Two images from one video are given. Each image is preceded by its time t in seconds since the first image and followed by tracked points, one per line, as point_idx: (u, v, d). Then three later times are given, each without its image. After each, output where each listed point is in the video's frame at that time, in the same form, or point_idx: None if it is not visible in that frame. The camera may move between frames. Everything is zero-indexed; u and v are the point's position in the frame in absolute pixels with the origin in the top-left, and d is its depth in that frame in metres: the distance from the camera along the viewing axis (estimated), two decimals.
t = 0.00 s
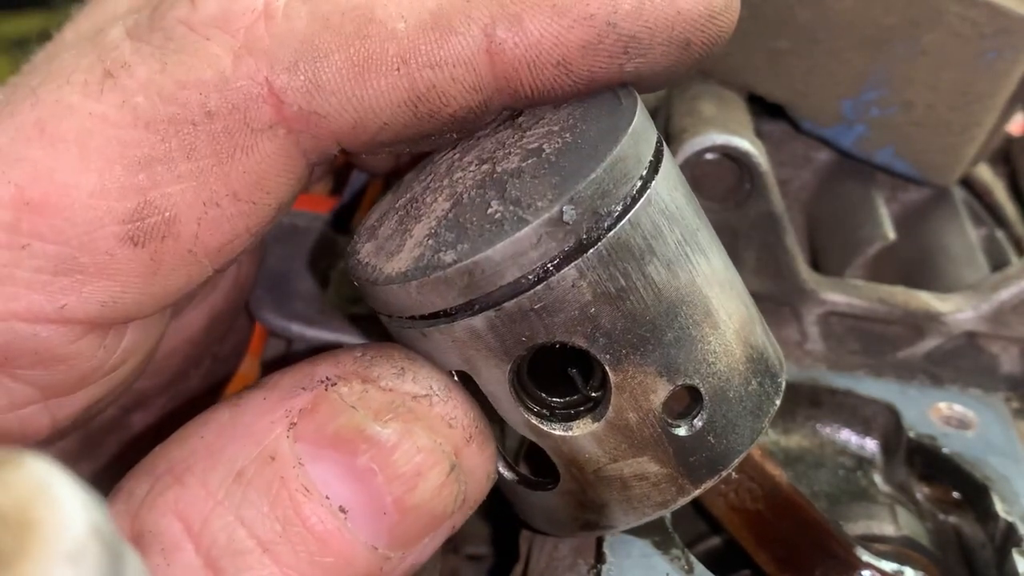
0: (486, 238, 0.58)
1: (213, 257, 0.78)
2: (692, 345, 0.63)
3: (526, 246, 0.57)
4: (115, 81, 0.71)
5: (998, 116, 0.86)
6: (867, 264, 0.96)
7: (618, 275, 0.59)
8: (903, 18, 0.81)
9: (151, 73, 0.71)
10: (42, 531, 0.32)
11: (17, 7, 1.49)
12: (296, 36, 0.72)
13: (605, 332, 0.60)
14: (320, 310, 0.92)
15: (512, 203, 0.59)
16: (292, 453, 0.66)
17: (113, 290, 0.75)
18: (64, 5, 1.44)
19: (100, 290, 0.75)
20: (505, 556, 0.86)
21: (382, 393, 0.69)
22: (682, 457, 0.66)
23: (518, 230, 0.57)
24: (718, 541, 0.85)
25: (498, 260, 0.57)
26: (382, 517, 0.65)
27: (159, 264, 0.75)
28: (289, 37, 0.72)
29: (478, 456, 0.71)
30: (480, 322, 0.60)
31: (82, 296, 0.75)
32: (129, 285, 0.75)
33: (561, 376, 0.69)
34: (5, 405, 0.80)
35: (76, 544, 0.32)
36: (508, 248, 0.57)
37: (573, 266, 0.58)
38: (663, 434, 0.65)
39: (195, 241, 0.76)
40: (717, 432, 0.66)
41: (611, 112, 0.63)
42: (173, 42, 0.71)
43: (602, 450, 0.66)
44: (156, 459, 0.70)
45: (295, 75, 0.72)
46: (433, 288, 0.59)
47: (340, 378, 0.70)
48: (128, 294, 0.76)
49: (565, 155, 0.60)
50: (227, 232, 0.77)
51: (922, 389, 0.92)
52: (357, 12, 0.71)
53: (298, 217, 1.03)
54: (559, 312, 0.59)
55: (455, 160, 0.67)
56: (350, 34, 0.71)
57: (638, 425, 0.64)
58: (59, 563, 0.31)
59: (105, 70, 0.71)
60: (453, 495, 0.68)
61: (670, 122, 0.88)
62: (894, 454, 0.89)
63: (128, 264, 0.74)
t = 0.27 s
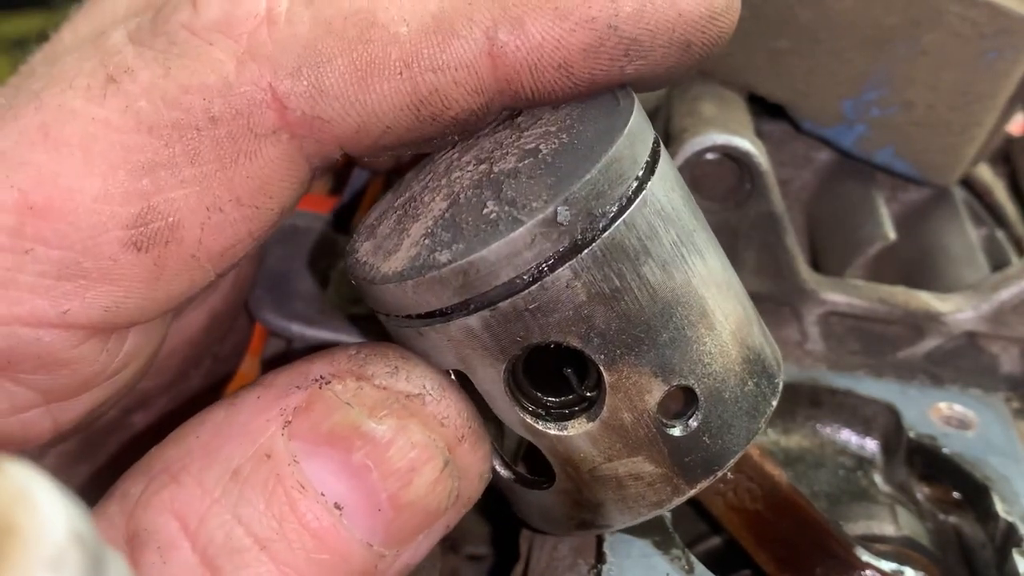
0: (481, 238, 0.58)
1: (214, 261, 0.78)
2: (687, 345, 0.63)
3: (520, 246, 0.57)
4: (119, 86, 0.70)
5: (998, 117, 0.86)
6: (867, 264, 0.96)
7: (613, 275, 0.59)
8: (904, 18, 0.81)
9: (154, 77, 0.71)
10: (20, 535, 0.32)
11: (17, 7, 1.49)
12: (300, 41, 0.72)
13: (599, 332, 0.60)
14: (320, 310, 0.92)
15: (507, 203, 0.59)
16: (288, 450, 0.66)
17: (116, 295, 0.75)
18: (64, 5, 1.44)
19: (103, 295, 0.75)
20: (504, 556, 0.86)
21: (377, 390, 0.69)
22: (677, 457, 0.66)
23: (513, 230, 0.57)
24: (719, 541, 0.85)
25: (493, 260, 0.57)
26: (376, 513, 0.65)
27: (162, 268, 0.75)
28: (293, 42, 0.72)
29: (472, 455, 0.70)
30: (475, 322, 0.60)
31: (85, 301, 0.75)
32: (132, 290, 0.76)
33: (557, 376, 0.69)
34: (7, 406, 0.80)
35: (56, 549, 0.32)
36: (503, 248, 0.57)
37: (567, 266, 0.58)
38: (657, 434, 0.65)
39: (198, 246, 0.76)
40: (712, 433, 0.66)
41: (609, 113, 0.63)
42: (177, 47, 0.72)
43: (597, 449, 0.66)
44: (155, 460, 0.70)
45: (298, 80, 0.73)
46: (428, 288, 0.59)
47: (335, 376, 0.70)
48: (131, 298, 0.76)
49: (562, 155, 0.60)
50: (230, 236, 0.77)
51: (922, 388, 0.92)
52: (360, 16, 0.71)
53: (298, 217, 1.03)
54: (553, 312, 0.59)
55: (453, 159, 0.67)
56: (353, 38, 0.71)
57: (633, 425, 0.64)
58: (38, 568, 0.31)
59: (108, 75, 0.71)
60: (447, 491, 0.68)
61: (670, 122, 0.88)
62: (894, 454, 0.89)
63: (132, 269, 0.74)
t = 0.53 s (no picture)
0: (486, 238, 0.58)
1: (213, 260, 0.78)
2: (692, 346, 0.63)
3: (526, 247, 0.57)
4: (117, 84, 0.71)
5: (998, 116, 0.86)
6: (867, 264, 0.96)
7: (618, 276, 0.59)
8: (904, 18, 0.81)
9: (152, 76, 0.71)
10: (38, 535, 0.32)
11: (17, 7, 1.49)
12: (298, 38, 0.72)
13: (604, 332, 0.60)
14: (320, 310, 0.92)
15: (512, 203, 0.59)
16: (291, 453, 0.66)
17: (114, 293, 0.75)
18: (64, 5, 1.44)
19: (101, 293, 0.75)
20: (504, 557, 0.86)
21: (381, 393, 0.69)
22: (681, 458, 0.66)
23: (518, 230, 0.57)
24: (718, 541, 0.85)
25: (499, 260, 0.57)
26: (381, 517, 0.65)
27: (161, 267, 0.75)
28: (291, 40, 0.72)
29: (478, 456, 0.71)
30: (480, 322, 0.60)
31: (84, 299, 0.75)
32: (130, 287, 0.76)
33: (561, 377, 0.69)
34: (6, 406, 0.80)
35: (75, 548, 0.32)
36: (509, 249, 0.57)
37: (572, 266, 0.58)
38: (662, 435, 0.65)
39: (196, 244, 0.76)
40: (716, 434, 0.66)
41: (612, 113, 0.63)
42: (176, 45, 0.72)
43: (601, 451, 0.66)
44: (157, 460, 0.70)
45: (296, 78, 0.73)
46: (433, 288, 0.59)
47: (339, 378, 0.70)
48: (129, 297, 0.76)
49: (566, 155, 0.60)
50: (228, 235, 0.77)
51: (922, 389, 0.92)
52: (359, 14, 0.71)
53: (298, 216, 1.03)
54: (559, 313, 0.59)
55: (455, 159, 0.67)
56: (351, 36, 0.71)
57: (637, 426, 0.64)
58: (57, 567, 0.32)
59: (107, 73, 0.71)
60: (452, 495, 0.68)
61: (670, 122, 0.88)
62: (894, 454, 0.88)
63: (129, 267, 0.74)
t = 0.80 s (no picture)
0: (480, 239, 0.58)
1: (213, 270, 0.79)
2: (686, 347, 0.63)
3: (520, 248, 0.57)
4: (120, 94, 0.71)
5: (998, 116, 0.86)
6: (867, 264, 0.96)
7: (612, 277, 0.59)
8: (904, 18, 0.81)
9: (155, 86, 0.71)
10: (18, 534, 0.31)
11: (17, 7, 1.49)
12: (299, 49, 0.72)
13: (598, 333, 0.60)
14: (320, 310, 0.93)
15: (507, 205, 0.59)
16: (285, 452, 0.66)
17: (115, 302, 0.76)
18: (65, 5, 1.44)
19: (102, 302, 0.75)
20: (504, 557, 0.86)
21: (376, 392, 0.69)
22: (674, 459, 0.66)
23: (512, 232, 0.57)
24: (718, 541, 0.85)
25: (492, 262, 0.57)
26: (375, 514, 0.65)
27: (162, 276, 0.76)
28: (293, 50, 0.72)
29: (471, 455, 0.70)
30: (474, 323, 0.60)
31: (84, 308, 0.75)
32: (131, 296, 0.76)
33: (555, 378, 0.70)
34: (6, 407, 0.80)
35: (54, 547, 0.32)
36: (502, 250, 0.57)
37: (566, 268, 0.58)
38: (655, 436, 0.65)
39: (198, 253, 0.76)
40: (709, 435, 0.66)
41: (608, 114, 0.64)
42: (177, 55, 0.72)
43: (595, 451, 0.66)
44: (153, 462, 0.71)
45: (299, 89, 0.73)
46: (427, 289, 0.59)
47: (333, 378, 0.70)
48: (129, 306, 0.77)
49: (561, 156, 0.60)
50: (228, 244, 0.78)
51: (922, 389, 0.92)
52: (361, 23, 0.71)
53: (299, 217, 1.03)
54: (553, 314, 0.59)
55: (452, 160, 0.67)
56: (353, 46, 0.71)
57: (630, 427, 0.64)
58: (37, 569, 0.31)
59: (109, 82, 0.71)
60: (445, 492, 0.68)
61: (670, 122, 0.88)
62: (894, 454, 0.88)
63: (130, 276, 0.74)
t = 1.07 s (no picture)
0: (484, 236, 0.58)
1: (213, 262, 0.79)
2: (686, 348, 0.63)
3: (524, 245, 0.57)
4: (120, 85, 0.71)
5: (998, 116, 0.86)
6: (867, 264, 0.96)
7: (615, 277, 0.59)
8: (904, 18, 0.81)
9: (155, 77, 0.71)
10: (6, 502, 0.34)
11: (17, 7, 1.49)
12: (298, 40, 0.72)
13: (600, 333, 0.60)
14: (320, 310, 0.93)
15: (511, 202, 0.59)
16: (282, 443, 0.66)
17: (116, 293, 0.75)
18: (65, 5, 1.45)
19: (102, 293, 0.75)
20: (505, 556, 0.86)
21: (374, 383, 0.68)
22: (673, 460, 0.66)
23: (516, 229, 0.57)
24: (718, 541, 0.85)
25: (496, 259, 0.57)
26: (371, 508, 0.65)
27: (162, 267, 0.75)
28: (291, 41, 0.72)
29: (469, 449, 0.71)
30: (476, 320, 0.60)
31: (84, 299, 0.75)
32: (131, 288, 0.75)
33: (556, 377, 0.70)
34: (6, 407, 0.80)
35: (40, 516, 0.35)
36: (506, 247, 0.57)
37: (570, 266, 0.58)
38: (655, 437, 0.65)
39: (198, 245, 0.76)
40: (708, 437, 0.66)
41: (613, 114, 0.64)
42: (178, 47, 0.72)
43: (594, 451, 0.66)
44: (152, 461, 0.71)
45: (298, 78, 0.73)
46: (430, 285, 0.59)
47: (332, 369, 0.70)
48: (130, 297, 0.76)
49: (565, 155, 0.60)
50: (228, 236, 0.78)
51: (922, 388, 0.92)
52: (359, 15, 0.71)
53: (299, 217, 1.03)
54: (555, 312, 0.59)
55: (455, 158, 0.67)
56: (352, 37, 0.71)
57: (630, 427, 0.64)
58: (22, 531, 0.34)
59: (109, 74, 0.71)
60: (442, 487, 0.68)
61: (670, 122, 0.88)
62: (893, 454, 0.88)
63: (130, 267, 0.74)
